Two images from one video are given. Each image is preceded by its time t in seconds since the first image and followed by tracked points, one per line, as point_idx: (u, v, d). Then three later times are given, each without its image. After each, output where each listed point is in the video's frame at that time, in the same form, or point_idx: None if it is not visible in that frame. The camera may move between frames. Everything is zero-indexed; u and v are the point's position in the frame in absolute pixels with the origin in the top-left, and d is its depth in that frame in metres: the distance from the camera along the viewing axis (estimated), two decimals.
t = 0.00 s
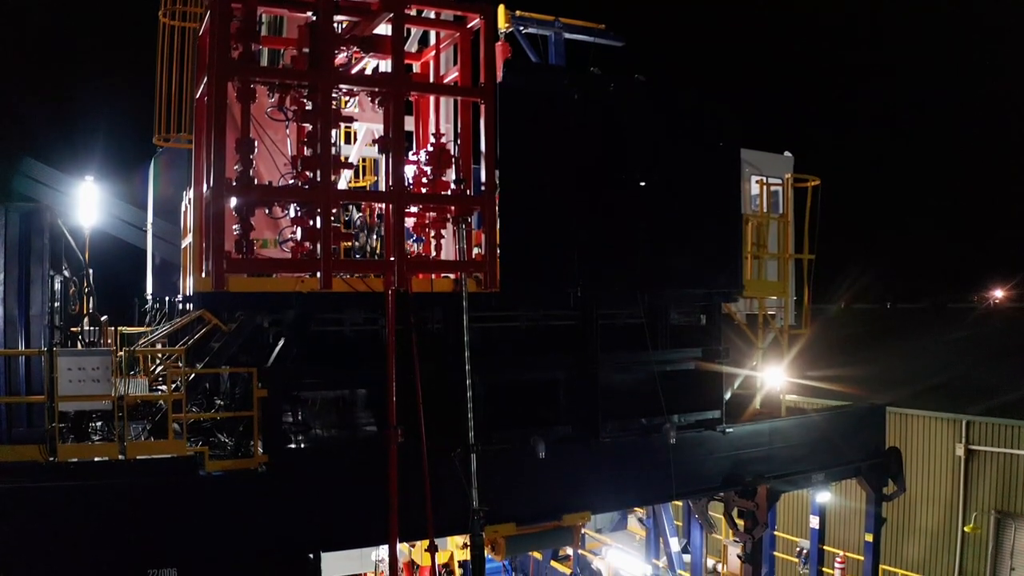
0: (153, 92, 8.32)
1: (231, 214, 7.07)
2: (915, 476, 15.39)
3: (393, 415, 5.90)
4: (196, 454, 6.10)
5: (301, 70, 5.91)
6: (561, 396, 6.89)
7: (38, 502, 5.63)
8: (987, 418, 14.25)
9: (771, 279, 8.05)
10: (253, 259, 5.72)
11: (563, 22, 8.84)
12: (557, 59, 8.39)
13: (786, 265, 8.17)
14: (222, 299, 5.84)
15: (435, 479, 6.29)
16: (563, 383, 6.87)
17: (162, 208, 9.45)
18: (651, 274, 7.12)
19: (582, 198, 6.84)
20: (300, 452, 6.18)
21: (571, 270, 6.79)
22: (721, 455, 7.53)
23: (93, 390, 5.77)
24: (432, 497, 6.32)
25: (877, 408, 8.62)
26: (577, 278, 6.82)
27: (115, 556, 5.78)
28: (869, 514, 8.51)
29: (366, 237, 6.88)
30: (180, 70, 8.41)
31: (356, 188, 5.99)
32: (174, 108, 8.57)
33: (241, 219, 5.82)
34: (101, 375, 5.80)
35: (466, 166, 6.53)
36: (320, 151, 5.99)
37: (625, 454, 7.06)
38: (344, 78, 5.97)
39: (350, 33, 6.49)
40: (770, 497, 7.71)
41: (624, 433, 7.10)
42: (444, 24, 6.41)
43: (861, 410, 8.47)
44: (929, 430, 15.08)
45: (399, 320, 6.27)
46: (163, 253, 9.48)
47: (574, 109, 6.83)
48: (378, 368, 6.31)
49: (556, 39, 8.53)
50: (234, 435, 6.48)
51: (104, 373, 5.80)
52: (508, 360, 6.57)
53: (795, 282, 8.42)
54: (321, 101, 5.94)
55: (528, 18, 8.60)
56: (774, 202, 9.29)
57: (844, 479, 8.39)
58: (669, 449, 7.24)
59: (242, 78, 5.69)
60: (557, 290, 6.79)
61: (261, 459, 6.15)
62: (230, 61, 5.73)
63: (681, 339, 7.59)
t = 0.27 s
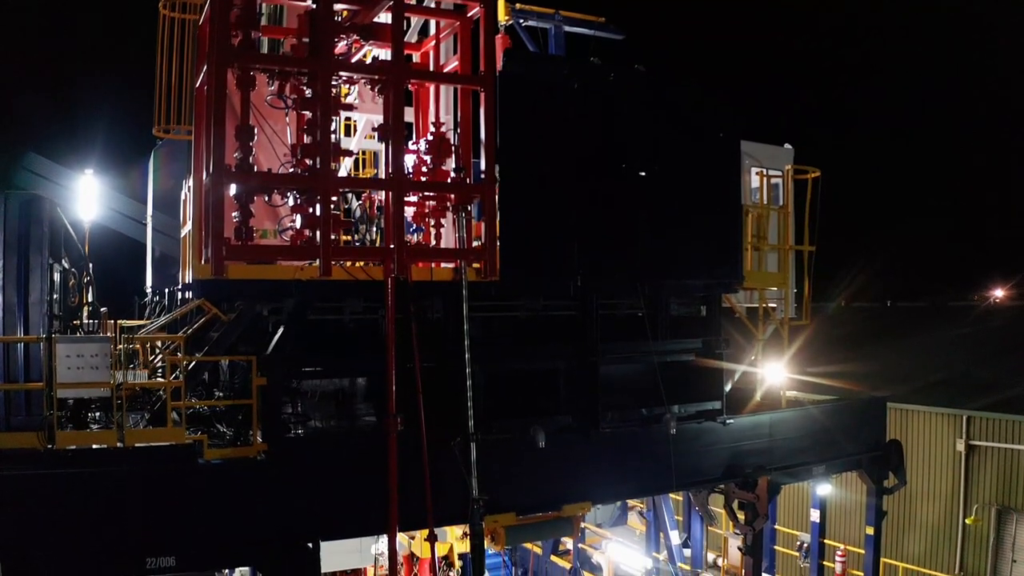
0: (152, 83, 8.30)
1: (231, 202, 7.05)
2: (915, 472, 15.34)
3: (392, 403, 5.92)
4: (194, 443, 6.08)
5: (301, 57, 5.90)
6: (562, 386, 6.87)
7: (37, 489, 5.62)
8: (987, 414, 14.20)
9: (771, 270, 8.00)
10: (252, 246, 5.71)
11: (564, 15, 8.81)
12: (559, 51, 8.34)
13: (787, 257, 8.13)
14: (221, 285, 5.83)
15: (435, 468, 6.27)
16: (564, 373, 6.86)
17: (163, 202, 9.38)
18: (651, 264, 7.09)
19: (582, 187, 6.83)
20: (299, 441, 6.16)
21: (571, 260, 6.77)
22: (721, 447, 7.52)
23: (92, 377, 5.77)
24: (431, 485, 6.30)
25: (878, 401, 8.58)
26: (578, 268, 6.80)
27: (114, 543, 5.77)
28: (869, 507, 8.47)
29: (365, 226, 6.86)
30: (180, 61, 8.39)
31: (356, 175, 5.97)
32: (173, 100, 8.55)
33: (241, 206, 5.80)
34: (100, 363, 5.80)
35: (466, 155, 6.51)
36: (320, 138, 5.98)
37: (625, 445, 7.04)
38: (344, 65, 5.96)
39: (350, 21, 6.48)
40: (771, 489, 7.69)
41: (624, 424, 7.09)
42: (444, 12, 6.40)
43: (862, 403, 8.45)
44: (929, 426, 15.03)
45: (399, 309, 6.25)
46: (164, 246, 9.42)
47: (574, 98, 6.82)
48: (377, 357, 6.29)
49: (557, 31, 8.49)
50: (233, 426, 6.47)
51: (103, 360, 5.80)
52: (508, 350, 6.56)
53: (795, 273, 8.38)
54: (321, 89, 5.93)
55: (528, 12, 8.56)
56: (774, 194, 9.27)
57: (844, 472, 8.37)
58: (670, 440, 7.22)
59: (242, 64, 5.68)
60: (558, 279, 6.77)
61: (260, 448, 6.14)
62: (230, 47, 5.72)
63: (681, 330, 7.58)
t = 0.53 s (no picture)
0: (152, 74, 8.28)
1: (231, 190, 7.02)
2: (915, 466, 15.37)
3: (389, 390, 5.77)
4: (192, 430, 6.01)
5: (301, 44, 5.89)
6: (562, 375, 6.85)
7: (36, 476, 5.61)
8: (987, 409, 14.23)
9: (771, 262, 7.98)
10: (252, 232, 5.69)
11: (563, 7, 8.77)
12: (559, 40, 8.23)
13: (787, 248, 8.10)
14: (220, 272, 5.81)
15: (434, 457, 6.24)
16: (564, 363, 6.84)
17: (164, 195, 9.32)
18: (651, 254, 7.07)
19: (584, 177, 6.81)
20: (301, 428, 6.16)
21: (572, 250, 6.75)
22: (722, 438, 7.50)
23: (91, 364, 5.72)
24: (431, 474, 6.27)
25: (879, 393, 8.55)
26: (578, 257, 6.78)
27: (113, 531, 5.75)
28: (870, 500, 8.45)
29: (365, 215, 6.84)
30: (180, 52, 8.36)
31: (356, 162, 5.95)
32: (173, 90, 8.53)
33: (240, 192, 5.78)
34: (99, 349, 5.76)
35: (466, 143, 6.49)
36: (319, 125, 5.96)
37: (626, 436, 7.02)
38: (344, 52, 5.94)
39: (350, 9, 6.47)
40: (771, 481, 7.67)
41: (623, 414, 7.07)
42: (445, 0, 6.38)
43: (863, 395, 8.43)
44: (929, 420, 15.07)
45: (399, 298, 6.22)
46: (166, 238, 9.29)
47: (574, 87, 6.79)
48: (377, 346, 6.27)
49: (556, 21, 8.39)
50: (232, 415, 6.42)
51: (102, 347, 5.75)
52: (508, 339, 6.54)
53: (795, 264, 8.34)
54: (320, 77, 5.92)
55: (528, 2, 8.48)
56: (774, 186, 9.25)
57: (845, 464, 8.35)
58: (670, 430, 7.20)
59: (241, 51, 5.67)
60: (558, 269, 6.74)
61: (258, 436, 6.06)
62: (230, 33, 5.71)
63: (682, 321, 7.56)
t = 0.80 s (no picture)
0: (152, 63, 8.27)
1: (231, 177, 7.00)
2: (918, 460, 15.35)
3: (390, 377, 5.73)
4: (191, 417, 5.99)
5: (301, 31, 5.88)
6: (563, 364, 6.82)
7: (34, 462, 5.59)
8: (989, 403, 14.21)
9: (772, 252, 7.95)
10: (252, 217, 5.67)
11: None
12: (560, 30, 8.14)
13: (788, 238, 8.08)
14: (221, 257, 5.80)
15: (435, 445, 6.22)
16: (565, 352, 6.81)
17: (164, 186, 9.27)
18: (652, 244, 7.05)
19: (585, 166, 6.80)
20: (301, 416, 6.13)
21: (572, 238, 6.73)
22: (723, 429, 7.47)
23: (90, 350, 5.70)
24: (431, 462, 6.25)
25: (881, 385, 8.52)
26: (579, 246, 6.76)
27: (113, 518, 5.72)
28: (872, 492, 8.42)
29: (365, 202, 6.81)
30: (180, 41, 8.35)
31: (356, 148, 5.94)
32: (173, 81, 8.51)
33: (240, 178, 5.76)
34: (97, 336, 5.74)
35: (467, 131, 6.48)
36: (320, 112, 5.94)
37: (627, 426, 6.99)
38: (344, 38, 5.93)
39: None
40: (773, 471, 7.65)
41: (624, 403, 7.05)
42: None
43: (865, 387, 8.39)
44: (933, 413, 15.07)
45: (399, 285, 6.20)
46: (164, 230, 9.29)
47: (575, 75, 6.77)
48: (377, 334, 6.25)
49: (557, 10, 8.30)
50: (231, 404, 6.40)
51: (101, 333, 5.73)
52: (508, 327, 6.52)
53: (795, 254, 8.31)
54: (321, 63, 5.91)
55: None
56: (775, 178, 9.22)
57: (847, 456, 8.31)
58: (672, 420, 7.17)
59: (241, 36, 5.65)
60: (559, 257, 6.71)
61: (258, 423, 6.04)
62: (230, 19, 5.70)
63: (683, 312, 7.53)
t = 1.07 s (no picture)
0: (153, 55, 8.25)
1: (231, 164, 6.98)
2: (919, 455, 15.34)
3: (390, 362, 5.77)
4: (191, 403, 5.98)
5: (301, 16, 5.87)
6: (563, 353, 6.81)
7: (32, 448, 5.57)
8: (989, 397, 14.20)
9: (773, 242, 7.93)
10: (252, 202, 5.66)
11: None
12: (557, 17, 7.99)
13: (789, 228, 8.04)
14: (221, 243, 5.80)
15: (435, 434, 6.20)
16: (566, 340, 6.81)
17: (163, 178, 9.29)
18: (652, 233, 7.05)
19: (585, 155, 6.79)
20: (301, 404, 6.12)
21: (573, 227, 6.72)
22: (724, 419, 7.45)
23: (89, 336, 5.70)
24: (431, 450, 6.23)
25: (882, 377, 8.48)
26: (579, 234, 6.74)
27: (114, 506, 5.71)
28: (873, 484, 8.39)
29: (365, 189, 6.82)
30: (180, 33, 8.33)
31: (356, 134, 5.93)
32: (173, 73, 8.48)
33: (239, 163, 5.75)
34: (96, 321, 5.74)
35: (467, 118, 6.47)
36: (319, 98, 5.93)
37: (627, 415, 6.97)
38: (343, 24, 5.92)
39: None
40: (774, 462, 7.63)
41: (625, 393, 7.04)
42: None
43: (867, 378, 8.36)
44: (934, 408, 15.06)
45: (400, 272, 6.19)
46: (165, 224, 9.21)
47: (575, 64, 6.76)
48: (377, 320, 6.25)
49: None
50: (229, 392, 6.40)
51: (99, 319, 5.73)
52: (508, 315, 6.52)
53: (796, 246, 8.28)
54: (321, 49, 5.90)
55: None
56: (776, 170, 9.20)
57: (849, 447, 8.28)
58: (672, 409, 7.16)
59: (241, 22, 5.65)
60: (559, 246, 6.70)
61: (258, 410, 6.05)
62: (229, 5, 5.69)
63: (684, 302, 7.53)
